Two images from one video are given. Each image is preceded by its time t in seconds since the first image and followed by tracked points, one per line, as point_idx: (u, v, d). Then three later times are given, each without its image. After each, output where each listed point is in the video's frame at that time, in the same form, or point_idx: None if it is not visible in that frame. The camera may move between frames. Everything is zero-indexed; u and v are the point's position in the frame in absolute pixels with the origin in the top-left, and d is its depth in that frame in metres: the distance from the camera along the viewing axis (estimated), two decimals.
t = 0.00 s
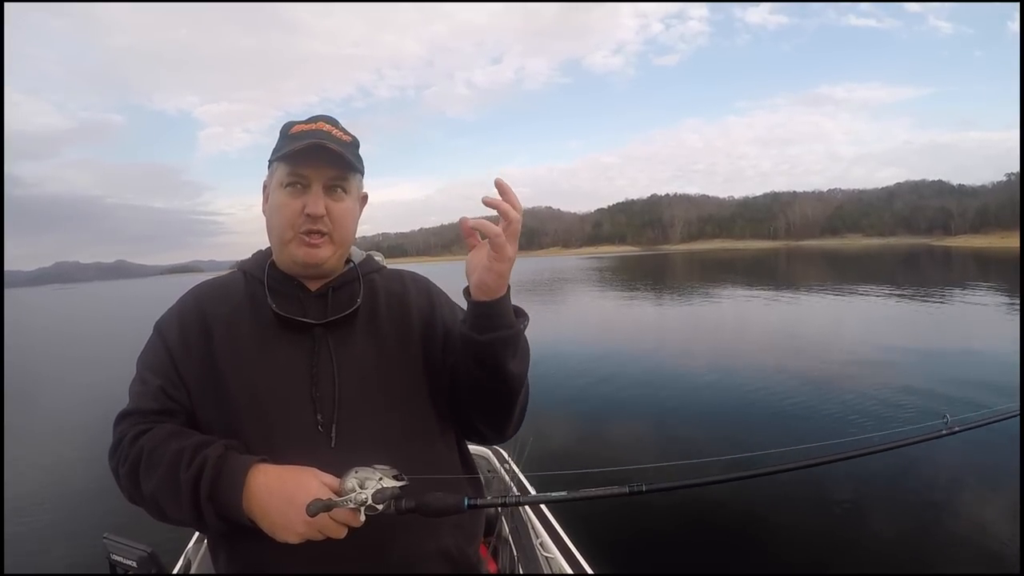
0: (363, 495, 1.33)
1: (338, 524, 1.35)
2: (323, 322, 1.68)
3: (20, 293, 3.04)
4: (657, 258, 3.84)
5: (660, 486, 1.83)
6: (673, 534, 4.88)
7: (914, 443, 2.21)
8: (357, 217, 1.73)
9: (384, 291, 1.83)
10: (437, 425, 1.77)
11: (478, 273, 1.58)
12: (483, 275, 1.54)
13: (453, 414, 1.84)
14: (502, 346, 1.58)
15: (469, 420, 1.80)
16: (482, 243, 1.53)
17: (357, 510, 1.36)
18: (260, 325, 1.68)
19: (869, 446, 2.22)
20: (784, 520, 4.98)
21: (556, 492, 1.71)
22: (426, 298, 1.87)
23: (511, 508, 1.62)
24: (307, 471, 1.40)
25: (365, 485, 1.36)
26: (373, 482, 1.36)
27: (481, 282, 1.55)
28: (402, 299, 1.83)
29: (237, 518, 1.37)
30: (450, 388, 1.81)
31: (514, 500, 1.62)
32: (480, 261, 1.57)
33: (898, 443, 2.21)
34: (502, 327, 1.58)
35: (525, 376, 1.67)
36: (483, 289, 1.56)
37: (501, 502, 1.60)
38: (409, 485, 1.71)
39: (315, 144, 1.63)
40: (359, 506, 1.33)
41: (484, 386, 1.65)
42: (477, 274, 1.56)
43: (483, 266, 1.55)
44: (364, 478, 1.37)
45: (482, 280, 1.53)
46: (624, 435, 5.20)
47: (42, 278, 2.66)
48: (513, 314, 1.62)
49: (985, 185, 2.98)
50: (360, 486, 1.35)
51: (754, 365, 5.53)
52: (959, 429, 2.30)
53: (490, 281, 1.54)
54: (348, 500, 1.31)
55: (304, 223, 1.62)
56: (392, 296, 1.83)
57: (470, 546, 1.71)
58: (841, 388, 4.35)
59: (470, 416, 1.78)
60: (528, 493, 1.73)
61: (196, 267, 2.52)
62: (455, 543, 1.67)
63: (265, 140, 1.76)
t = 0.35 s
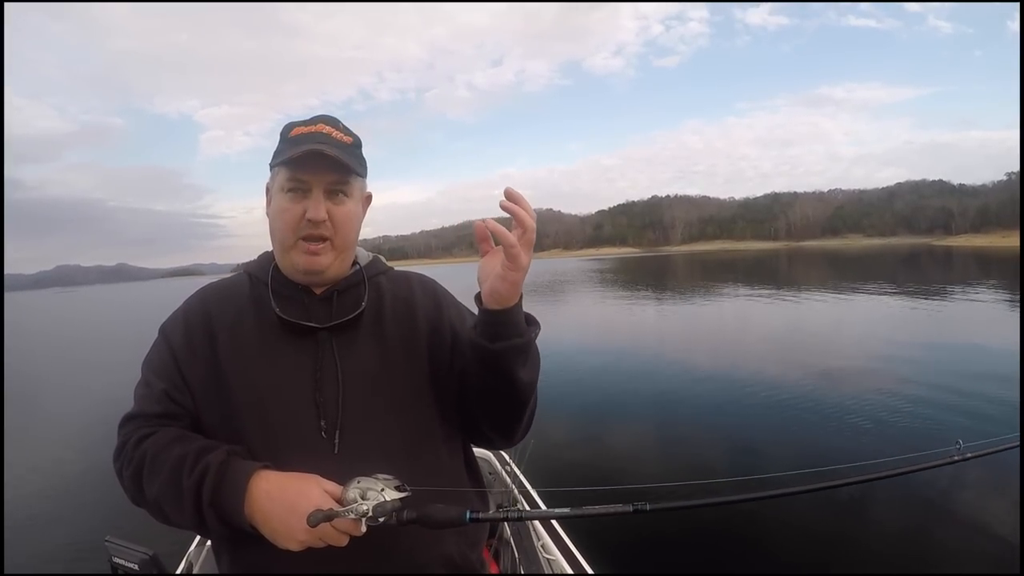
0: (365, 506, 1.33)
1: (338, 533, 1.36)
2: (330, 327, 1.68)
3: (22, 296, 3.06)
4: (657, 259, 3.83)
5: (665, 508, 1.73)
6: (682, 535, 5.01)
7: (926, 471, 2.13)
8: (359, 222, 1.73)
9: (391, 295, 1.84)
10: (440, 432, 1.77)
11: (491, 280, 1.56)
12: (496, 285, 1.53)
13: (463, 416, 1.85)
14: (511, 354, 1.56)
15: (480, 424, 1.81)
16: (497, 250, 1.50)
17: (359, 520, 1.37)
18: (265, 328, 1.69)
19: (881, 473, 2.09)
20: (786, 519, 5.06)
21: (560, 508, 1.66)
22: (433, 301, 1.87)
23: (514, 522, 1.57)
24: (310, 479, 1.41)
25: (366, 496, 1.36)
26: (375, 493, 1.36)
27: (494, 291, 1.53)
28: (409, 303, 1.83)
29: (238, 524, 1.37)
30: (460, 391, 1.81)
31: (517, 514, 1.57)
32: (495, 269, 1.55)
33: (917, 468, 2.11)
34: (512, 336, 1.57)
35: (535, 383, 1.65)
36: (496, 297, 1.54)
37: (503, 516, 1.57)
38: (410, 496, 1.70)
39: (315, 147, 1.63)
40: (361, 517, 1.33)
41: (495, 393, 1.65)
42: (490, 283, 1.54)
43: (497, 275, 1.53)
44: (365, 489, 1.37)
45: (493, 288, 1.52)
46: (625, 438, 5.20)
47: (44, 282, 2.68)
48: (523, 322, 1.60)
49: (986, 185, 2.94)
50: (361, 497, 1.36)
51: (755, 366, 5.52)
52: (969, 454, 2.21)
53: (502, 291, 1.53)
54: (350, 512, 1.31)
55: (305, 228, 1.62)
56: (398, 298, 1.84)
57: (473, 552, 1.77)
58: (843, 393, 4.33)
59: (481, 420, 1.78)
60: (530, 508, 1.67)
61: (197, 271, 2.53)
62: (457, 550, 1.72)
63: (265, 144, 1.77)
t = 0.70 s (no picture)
0: (374, 506, 1.32)
1: (348, 533, 1.36)
2: (330, 326, 1.69)
3: (20, 301, 3.06)
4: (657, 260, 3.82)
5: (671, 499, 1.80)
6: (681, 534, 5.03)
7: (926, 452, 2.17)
8: (351, 212, 1.71)
9: (392, 295, 1.84)
10: (446, 432, 1.77)
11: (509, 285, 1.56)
12: (517, 291, 1.53)
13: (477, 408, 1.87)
14: (537, 352, 1.58)
15: (498, 417, 1.84)
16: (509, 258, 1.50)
17: (368, 520, 1.37)
18: (266, 331, 1.69)
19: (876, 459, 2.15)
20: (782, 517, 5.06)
21: (568, 502, 1.69)
22: (435, 300, 1.87)
23: (522, 518, 1.57)
24: (318, 481, 1.41)
25: (375, 496, 1.34)
26: (384, 493, 1.35)
27: (516, 296, 1.54)
28: (411, 303, 1.83)
29: (246, 529, 1.38)
30: (475, 387, 1.83)
31: (525, 510, 1.58)
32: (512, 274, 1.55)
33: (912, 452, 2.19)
34: (536, 334, 1.59)
35: (556, 377, 1.68)
36: (518, 302, 1.55)
37: (512, 511, 1.57)
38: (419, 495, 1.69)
39: (305, 135, 1.64)
40: (370, 517, 1.33)
41: (520, 391, 1.67)
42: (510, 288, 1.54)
43: (516, 280, 1.53)
44: (374, 489, 1.35)
45: (514, 294, 1.52)
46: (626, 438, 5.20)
47: (43, 286, 2.68)
48: (545, 318, 1.62)
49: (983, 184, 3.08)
50: (370, 497, 1.34)
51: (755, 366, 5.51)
52: (975, 438, 2.27)
53: (523, 295, 1.53)
54: (359, 512, 1.30)
55: (291, 214, 1.61)
56: (400, 299, 1.84)
57: (480, 551, 1.79)
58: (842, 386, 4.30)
59: (499, 413, 1.81)
60: (538, 503, 1.69)
61: (196, 274, 2.53)
62: (464, 549, 1.73)
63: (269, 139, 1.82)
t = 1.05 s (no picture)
0: (384, 511, 1.31)
1: (356, 538, 1.36)
2: (337, 328, 1.68)
3: (19, 302, 3.05)
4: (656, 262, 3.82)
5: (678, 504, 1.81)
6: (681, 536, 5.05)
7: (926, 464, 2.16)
8: (357, 214, 1.70)
9: (400, 301, 1.83)
10: (451, 437, 1.77)
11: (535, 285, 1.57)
12: (541, 290, 1.53)
13: (483, 418, 1.87)
14: (557, 359, 1.58)
15: (504, 423, 1.82)
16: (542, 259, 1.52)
17: (376, 524, 1.37)
18: (272, 333, 1.68)
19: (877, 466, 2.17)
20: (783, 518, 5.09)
21: (577, 508, 1.72)
22: (443, 307, 1.86)
23: (531, 523, 1.61)
24: (326, 485, 1.40)
25: (384, 501, 1.34)
26: (393, 498, 1.35)
27: (541, 297, 1.53)
28: (418, 308, 1.83)
29: (252, 532, 1.37)
30: (482, 393, 1.84)
31: (534, 516, 1.62)
32: (541, 276, 1.55)
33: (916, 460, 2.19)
34: (558, 341, 1.59)
35: (569, 387, 1.69)
36: (544, 306, 1.54)
37: (521, 517, 1.59)
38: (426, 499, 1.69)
39: (313, 137, 1.65)
40: (379, 522, 1.32)
41: (534, 395, 1.66)
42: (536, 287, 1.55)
43: (543, 282, 1.53)
44: (383, 493, 1.36)
45: (542, 295, 1.51)
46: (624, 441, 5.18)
47: (42, 287, 2.68)
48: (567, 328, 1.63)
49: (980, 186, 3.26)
50: (379, 502, 1.34)
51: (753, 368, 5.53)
52: (974, 446, 2.26)
53: (548, 296, 1.52)
54: (369, 517, 1.30)
55: (299, 217, 1.61)
56: (408, 305, 1.83)
57: (483, 555, 1.79)
58: (841, 387, 4.30)
59: (506, 421, 1.80)
60: (546, 509, 1.72)
61: (194, 276, 2.53)
62: (469, 553, 1.73)
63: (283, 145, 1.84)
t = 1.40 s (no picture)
0: (385, 515, 1.30)
1: (356, 540, 1.35)
2: (339, 329, 1.68)
3: (17, 302, 3.05)
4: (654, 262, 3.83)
5: (678, 510, 1.82)
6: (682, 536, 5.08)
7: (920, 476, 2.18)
8: (359, 213, 1.70)
9: (403, 304, 1.82)
10: (452, 439, 1.77)
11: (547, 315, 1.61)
12: (553, 322, 1.57)
13: (481, 424, 1.88)
14: (560, 389, 1.63)
15: (499, 436, 1.86)
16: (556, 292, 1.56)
17: (376, 527, 1.37)
18: (274, 333, 1.67)
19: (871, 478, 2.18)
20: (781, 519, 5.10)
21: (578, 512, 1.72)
22: (446, 310, 1.86)
23: (532, 528, 1.61)
24: (327, 488, 1.40)
25: (385, 504, 1.34)
26: (394, 501, 1.35)
27: (552, 329, 1.58)
28: (421, 310, 1.82)
29: (252, 533, 1.37)
30: (482, 400, 1.85)
31: (536, 520, 1.61)
32: (554, 308, 1.60)
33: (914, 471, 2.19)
34: (563, 371, 1.64)
35: (566, 416, 1.75)
36: (555, 337, 1.59)
37: (522, 521, 1.59)
38: (427, 502, 1.69)
39: (315, 135, 1.64)
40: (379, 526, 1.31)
41: (533, 418, 1.72)
42: (548, 317, 1.60)
43: (556, 315, 1.57)
44: (384, 496, 1.36)
45: (553, 328, 1.56)
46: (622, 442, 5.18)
47: (40, 288, 2.68)
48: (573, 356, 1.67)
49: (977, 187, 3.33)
50: (380, 504, 1.34)
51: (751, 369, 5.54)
52: (972, 458, 2.27)
53: (558, 329, 1.57)
54: (369, 520, 1.29)
55: (301, 215, 1.61)
56: (410, 306, 1.82)
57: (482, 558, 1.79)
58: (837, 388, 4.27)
59: (502, 434, 1.83)
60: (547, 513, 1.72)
61: (193, 277, 2.53)
62: (469, 556, 1.73)
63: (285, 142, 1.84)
